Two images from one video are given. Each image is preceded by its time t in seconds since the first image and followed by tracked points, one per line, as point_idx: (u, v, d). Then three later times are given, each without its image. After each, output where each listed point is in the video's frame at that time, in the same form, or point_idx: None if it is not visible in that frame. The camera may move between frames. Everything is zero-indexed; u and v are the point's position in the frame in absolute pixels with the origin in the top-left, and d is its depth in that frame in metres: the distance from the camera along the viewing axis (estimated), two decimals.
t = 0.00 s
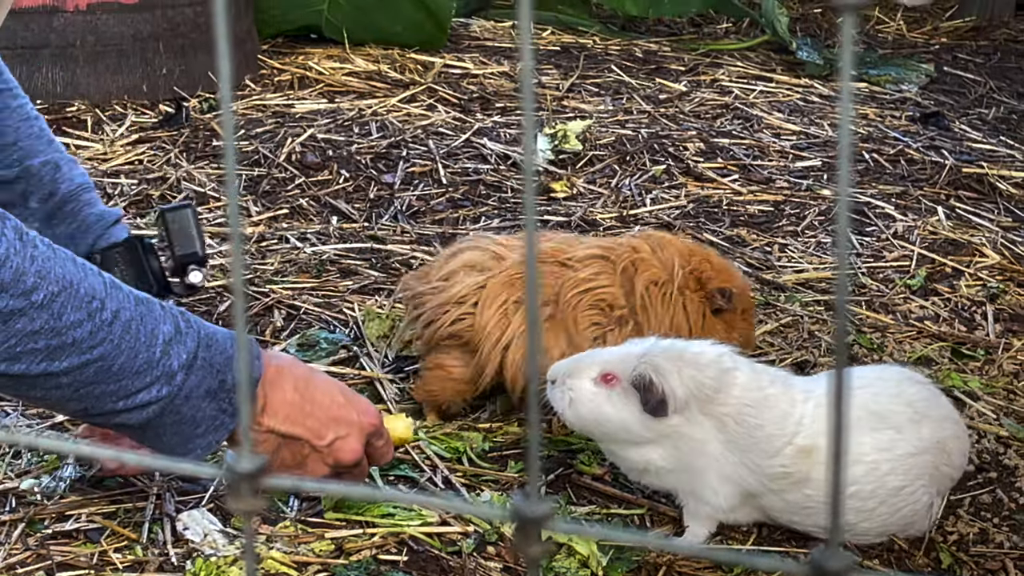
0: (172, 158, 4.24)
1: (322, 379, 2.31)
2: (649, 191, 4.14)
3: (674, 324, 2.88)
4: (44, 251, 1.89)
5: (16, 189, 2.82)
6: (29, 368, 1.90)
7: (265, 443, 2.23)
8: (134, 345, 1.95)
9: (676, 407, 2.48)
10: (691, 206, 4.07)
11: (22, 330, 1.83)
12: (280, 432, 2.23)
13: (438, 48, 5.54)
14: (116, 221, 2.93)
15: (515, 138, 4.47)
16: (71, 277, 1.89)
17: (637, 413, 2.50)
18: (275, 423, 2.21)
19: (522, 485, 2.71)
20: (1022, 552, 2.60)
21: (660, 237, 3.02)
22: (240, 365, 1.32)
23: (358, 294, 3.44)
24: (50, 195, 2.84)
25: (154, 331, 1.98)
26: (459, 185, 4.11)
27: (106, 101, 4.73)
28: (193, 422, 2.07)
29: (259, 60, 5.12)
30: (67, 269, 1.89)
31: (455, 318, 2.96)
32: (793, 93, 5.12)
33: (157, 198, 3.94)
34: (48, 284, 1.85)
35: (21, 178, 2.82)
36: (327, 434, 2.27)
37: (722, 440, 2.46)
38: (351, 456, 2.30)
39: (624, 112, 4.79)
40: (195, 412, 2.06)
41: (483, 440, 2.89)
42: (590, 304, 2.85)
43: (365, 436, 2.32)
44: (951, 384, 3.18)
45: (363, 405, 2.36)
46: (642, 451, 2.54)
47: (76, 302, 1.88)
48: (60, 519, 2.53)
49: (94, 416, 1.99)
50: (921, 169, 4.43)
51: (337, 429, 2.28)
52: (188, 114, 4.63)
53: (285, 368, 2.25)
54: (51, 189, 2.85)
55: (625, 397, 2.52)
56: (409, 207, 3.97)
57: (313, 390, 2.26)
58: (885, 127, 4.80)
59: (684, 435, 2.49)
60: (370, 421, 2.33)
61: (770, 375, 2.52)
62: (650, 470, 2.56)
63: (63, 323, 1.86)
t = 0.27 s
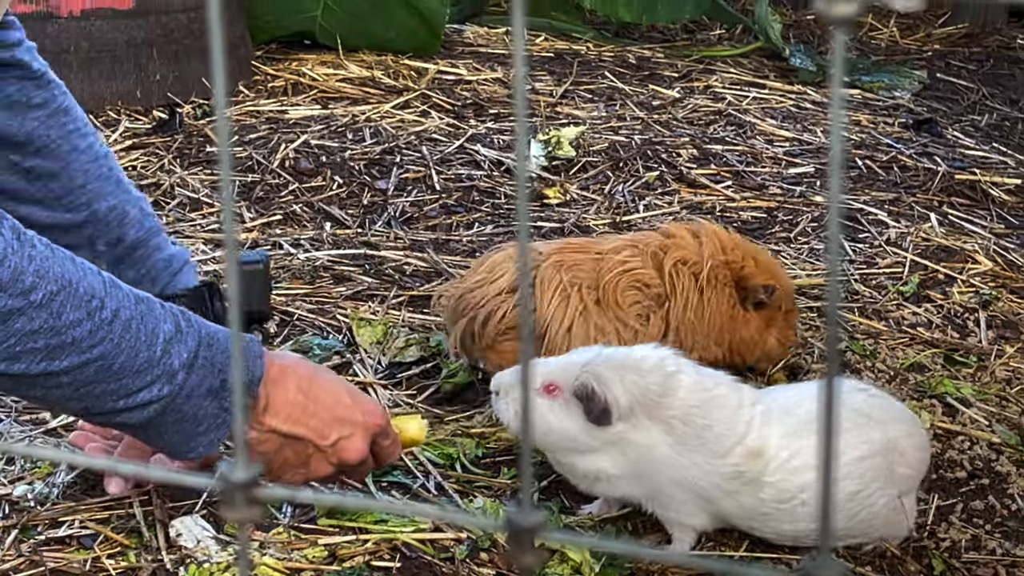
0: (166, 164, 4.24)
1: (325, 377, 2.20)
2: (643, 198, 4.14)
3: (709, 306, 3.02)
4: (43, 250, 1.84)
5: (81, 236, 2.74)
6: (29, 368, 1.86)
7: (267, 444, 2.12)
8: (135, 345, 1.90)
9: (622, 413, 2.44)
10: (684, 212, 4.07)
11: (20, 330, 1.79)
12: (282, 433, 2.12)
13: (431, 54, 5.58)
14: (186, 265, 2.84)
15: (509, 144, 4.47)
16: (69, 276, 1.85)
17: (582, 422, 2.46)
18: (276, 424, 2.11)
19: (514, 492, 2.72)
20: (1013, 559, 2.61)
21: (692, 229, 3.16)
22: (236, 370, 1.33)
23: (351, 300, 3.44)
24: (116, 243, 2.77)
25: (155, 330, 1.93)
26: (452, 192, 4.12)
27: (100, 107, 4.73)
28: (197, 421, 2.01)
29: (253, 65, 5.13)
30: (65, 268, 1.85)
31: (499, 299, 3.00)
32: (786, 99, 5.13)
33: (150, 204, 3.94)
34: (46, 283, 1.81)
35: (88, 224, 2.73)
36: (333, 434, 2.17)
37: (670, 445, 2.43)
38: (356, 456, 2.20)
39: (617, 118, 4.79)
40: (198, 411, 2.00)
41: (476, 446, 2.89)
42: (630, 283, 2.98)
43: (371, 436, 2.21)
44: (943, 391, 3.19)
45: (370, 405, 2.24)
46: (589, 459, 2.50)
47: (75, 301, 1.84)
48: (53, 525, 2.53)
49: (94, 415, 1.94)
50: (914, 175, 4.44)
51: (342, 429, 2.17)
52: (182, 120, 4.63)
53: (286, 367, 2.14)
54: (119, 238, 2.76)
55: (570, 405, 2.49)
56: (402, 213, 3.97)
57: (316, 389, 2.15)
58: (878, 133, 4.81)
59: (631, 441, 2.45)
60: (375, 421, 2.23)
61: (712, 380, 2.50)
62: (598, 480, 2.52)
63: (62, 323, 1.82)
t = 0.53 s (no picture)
0: (158, 164, 4.24)
1: (343, 357, 2.19)
2: (635, 198, 4.14)
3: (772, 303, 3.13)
4: (50, 239, 1.83)
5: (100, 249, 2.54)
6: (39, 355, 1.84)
7: (279, 425, 2.13)
8: (145, 330, 1.88)
9: (597, 411, 2.47)
10: (677, 212, 4.07)
11: (30, 318, 1.77)
12: (294, 416, 2.13)
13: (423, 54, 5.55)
14: (212, 283, 2.62)
15: (501, 145, 4.47)
16: (77, 263, 1.83)
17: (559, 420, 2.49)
18: (287, 408, 2.11)
19: (507, 493, 2.72)
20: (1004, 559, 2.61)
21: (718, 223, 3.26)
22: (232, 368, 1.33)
23: (344, 301, 3.44)
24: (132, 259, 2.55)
25: (165, 314, 1.91)
26: (444, 192, 4.12)
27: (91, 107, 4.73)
28: (208, 404, 1.99)
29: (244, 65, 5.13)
30: (72, 255, 1.83)
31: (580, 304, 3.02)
32: (778, 99, 5.13)
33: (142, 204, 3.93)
34: (54, 270, 1.79)
35: (108, 239, 2.53)
36: (347, 417, 2.17)
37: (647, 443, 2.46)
38: (370, 437, 2.21)
39: (609, 119, 4.79)
40: (211, 394, 1.98)
41: (468, 446, 2.89)
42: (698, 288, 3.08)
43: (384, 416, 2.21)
44: (935, 391, 3.20)
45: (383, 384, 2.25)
46: (567, 458, 2.53)
47: (83, 288, 1.83)
48: (46, 525, 2.53)
49: (107, 403, 1.92)
50: (906, 176, 4.44)
51: (356, 412, 2.17)
52: (174, 120, 4.63)
53: (300, 350, 2.13)
54: (141, 254, 2.55)
55: (545, 406, 2.51)
56: (394, 214, 3.97)
57: (331, 373, 2.15)
58: (870, 134, 4.81)
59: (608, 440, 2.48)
60: (388, 403, 2.23)
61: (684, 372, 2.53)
62: (577, 476, 2.55)
63: (72, 309, 1.80)
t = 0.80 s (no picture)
0: (147, 158, 4.23)
1: (335, 349, 2.18)
2: (625, 192, 4.14)
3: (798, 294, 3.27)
4: (42, 229, 1.82)
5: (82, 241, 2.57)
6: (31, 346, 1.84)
7: (271, 418, 2.13)
8: (138, 321, 1.87)
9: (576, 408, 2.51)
10: (666, 206, 4.07)
11: (22, 309, 1.77)
12: (286, 409, 2.13)
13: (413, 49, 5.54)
14: (194, 275, 2.64)
15: (490, 139, 4.47)
16: (69, 254, 1.82)
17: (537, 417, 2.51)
18: (281, 402, 2.11)
19: (496, 487, 2.72)
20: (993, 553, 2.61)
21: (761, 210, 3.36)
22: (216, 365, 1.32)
23: (333, 295, 3.44)
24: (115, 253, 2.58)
25: (158, 306, 1.91)
26: (434, 186, 4.11)
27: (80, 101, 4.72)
28: (201, 396, 1.99)
29: (234, 59, 5.12)
30: (64, 246, 1.83)
31: (607, 297, 3.18)
32: (768, 94, 5.13)
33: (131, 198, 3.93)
34: (46, 261, 1.78)
35: (88, 233, 2.55)
36: (339, 410, 2.16)
37: (622, 440, 2.51)
38: (361, 431, 2.21)
39: (599, 113, 4.79)
40: (204, 385, 1.98)
41: (457, 440, 2.89)
42: (724, 278, 3.20)
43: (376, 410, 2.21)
44: (924, 384, 3.20)
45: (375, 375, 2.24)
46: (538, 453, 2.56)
47: (76, 279, 1.82)
48: (34, 519, 2.53)
49: (99, 393, 1.92)
50: (896, 170, 4.44)
51: (348, 406, 2.17)
52: (163, 114, 4.62)
53: (293, 343, 2.12)
54: (122, 249, 2.58)
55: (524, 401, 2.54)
56: (384, 207, 3.97)
57: (324, 365, 2.14)
58: (860, 128, 4.82)
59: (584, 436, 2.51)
60: (380, 396, 2.22)
61: (660, 365, 2.57)
62: (544, 472, 2.58)
63: (63, 301, 1.80)
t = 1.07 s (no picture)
0: (135, 147, 4.22)
1: (328, 343, 2.19)
2: (614, 182, 4.14)
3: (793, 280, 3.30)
4: (34, 220, 1.81)
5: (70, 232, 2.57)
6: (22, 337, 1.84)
7: (264, 412, 2.13)
8: (128, 313, 1.87)
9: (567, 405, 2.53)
10: (656, 196, 4.07)
11: (13, 299, 1.76)
12: (279, 402, 2.12)
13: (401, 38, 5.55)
14: (182, 266, 2.65)
15: (480, 128, 4.46)
16: (60, 245, 1.82)
17: (525, 411, 2.54)
18: (273, 395, 2.11)
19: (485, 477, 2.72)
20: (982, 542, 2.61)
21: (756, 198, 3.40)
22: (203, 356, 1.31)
23: (322, 285, 3.44)
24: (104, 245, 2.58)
25: (149, 298, 1.91)
26: (423, 176, 4.11)
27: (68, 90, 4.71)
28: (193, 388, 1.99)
29: (223, 48, 5.11)
30: (56, 237, 1.83)
31: (607, 278, 3.23)
32: (757, 83, 5.13)
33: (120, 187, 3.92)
34: (37, 252, 1.78)
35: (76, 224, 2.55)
36: (332, 403, 2.16)
37: (613, 436, 2.53)
38: (355, 424, 2.20)
39: (588, 102, 4.79)
40: (194, 378, 1.98)
41: (446, 430, 2.89)
42: (718, 263, 3.25)
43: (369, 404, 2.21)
44: (913, 373, 3.20)
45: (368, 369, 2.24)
46: (527, 450, 2.59)
47: (67, 270, 1.82)
48: (23, 509, 2.53)
49: (90, 386, 1.92)
50: (885, 160, 4.44)
51: (341, 400, 2.17)
52: (152, 104, 4.61)
53: (285, 335, 2.13)
54: (111, 240, 2.58)
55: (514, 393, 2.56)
56: (373, 197, 3.96)
57: (317, 358, 2.14)
58: (849, 118, 4.81)
59: (572, 431, 2.55)
60: (372, 390, 2.22)
61: (652, 369, 2.59)
62: (535, 471, 2.60)
63: (54, 291, 1.79)
